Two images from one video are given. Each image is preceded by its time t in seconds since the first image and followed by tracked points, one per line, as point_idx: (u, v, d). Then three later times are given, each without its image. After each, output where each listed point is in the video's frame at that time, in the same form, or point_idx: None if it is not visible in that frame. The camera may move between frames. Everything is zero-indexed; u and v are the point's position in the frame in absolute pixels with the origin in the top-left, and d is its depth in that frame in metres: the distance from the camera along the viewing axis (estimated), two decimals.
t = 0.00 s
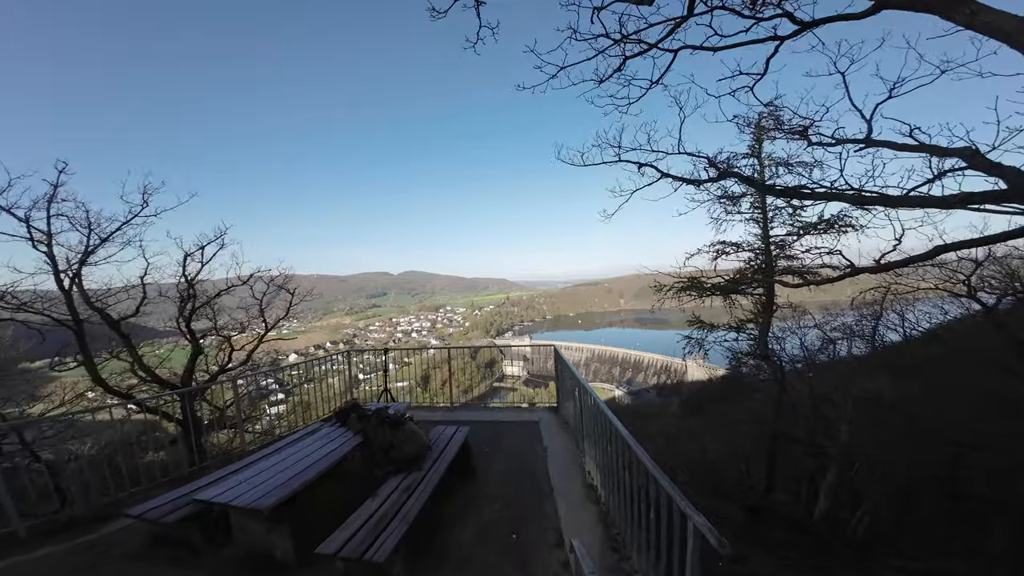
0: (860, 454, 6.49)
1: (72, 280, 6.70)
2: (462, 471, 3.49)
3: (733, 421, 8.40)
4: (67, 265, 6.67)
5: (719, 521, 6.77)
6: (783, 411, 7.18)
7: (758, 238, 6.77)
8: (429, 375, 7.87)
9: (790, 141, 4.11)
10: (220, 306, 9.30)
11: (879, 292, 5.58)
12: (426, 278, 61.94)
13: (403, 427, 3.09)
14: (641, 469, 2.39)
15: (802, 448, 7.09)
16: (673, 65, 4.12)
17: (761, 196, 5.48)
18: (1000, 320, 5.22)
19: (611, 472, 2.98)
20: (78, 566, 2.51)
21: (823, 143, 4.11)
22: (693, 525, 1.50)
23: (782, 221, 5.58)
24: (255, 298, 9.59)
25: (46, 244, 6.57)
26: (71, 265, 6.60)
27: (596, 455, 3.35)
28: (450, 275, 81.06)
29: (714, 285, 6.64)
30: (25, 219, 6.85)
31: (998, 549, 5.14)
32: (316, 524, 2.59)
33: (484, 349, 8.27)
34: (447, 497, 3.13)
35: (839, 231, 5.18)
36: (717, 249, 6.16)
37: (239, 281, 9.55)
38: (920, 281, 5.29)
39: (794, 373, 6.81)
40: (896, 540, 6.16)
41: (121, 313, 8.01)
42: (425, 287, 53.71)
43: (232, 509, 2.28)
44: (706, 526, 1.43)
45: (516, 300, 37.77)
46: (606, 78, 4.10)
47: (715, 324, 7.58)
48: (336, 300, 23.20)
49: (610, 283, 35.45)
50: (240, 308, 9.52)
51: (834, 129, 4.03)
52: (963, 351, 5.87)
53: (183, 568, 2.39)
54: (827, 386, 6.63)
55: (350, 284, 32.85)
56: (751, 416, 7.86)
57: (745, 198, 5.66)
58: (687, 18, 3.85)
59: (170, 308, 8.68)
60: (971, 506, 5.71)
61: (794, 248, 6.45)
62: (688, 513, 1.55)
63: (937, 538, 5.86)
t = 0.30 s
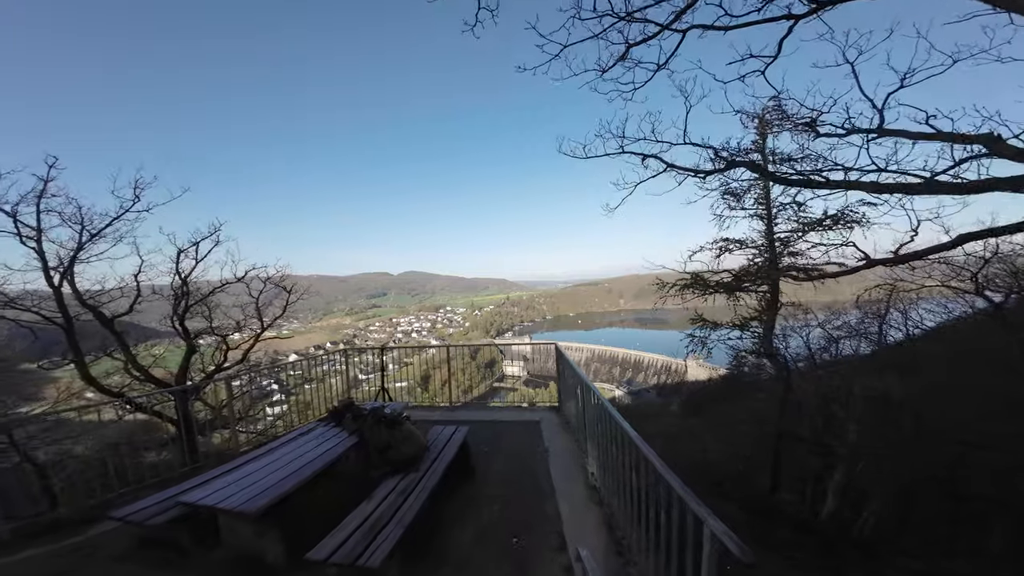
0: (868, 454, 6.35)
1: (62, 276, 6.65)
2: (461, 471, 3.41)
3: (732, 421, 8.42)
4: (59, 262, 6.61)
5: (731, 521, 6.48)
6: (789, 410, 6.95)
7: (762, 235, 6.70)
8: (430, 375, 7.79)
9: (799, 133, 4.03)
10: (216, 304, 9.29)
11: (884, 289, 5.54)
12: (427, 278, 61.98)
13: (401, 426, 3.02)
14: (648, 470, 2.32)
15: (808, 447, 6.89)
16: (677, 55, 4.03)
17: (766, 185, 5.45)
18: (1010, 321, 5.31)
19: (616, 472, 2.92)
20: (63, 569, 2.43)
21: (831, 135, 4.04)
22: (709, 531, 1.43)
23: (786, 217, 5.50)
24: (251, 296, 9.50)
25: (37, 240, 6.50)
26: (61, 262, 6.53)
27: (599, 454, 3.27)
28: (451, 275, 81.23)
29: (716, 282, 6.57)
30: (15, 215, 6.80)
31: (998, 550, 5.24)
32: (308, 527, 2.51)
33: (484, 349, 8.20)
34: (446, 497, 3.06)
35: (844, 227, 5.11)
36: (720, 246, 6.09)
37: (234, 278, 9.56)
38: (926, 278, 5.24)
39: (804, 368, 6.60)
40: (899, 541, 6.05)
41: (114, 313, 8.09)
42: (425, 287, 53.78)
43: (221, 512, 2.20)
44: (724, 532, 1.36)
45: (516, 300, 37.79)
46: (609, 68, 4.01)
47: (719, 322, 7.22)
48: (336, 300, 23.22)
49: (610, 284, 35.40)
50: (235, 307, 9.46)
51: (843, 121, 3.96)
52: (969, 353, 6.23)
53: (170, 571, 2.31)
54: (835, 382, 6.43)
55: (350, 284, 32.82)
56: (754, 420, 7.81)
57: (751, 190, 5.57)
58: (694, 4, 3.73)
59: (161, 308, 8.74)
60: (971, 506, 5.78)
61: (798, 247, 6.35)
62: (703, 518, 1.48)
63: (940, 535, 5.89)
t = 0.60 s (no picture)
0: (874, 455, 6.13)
1: (50, 275, 6.55)
2: (459, 474, 3.32)
3: (731, 420, 8.41)
4: (48, 260, 6.54)
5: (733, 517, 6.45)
6: (795, 410, 6.98)
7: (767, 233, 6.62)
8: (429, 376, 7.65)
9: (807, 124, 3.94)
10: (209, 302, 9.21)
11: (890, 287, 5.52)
12: (426, 278, 61.95)
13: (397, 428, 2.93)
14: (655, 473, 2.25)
15: (814, 446, 6.77)
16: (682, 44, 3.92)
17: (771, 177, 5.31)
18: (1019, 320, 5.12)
19: (620, 474, 2.83)
20: None
21: (841, 126, 3.95)
22: (733, 544, 1.35)
23: (791, 213, 5.41)
24: (246, 296, 9.56)
25: (22, 238, 6.38)
26: (47, 260, 6.42)
27: (602, 455, 3.18)
28: (450, 275, 81.13)
29: (721, 279, 6.56)
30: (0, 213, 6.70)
31: (1001, 550, 4.59)
32: (296, 536, 2.41)
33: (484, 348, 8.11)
34: (444, 501, 2.96)
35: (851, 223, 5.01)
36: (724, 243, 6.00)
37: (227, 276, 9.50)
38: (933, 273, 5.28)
39: (810, 364, 6.61)
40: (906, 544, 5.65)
41: (106, 311, 7.95)
42: (425, 287, 53.74)
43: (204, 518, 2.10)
44: (751, 546, 1.28)
45: (516, 300, 37.74)
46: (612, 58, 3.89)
47: (722, 321, 7.26)
48: (336, 300, 23.17)
49: (609, 284, 35.32)
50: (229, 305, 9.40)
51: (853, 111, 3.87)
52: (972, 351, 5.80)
53: None
54: (846, 380, 6.39)
55: (350, 284, 32.77)
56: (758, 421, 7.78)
57: (756, 183, 5.48)
58: None
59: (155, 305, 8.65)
60: (973, 506, 5.12)
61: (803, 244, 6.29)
62: (725, 531, 1.40)
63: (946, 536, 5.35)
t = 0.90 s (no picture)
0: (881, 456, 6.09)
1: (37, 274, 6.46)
2: (458, 478, 3.24)
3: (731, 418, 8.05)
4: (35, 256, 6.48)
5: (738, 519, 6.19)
6: (797, 410, 6.81)
7: (770, 231, 6.56)
8: (429, 375, 7.57)
9: (812, 118, 3.90)
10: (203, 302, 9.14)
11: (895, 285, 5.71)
12: (426, 278, 61.90)
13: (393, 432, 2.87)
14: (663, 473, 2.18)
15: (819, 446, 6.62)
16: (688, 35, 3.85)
17: (774, 174, 5.31)
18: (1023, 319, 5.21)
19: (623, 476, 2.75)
20: None
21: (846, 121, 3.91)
22: (756, 560, 1.30)
23: (794, 211, 5.34)
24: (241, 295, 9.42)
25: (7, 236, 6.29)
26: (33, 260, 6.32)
27: (604, 456, 3.11)
28: (449, 275, 80.99)
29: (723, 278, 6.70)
30: None
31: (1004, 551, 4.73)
32: (286, 547, 2.32)
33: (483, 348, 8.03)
34: (443, 507, 2.87)
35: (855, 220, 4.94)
36: (726, 241, 5.93)
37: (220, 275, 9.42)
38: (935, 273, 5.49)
39: (811, 364, 6.48)
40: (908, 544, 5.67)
41: (95, 310, 7.94)
42: (425, 287, 53.68)
43: (190, 525, 2.00)
44: (774, 562, 1.22)
45: (516, 299, 37.68)
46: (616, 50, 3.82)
47: (725, 321, 7.29)
48: (335, 300, 23.11)
49: (609, 283, 35.21)
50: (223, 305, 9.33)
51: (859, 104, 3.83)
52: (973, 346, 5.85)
53: None
54: (851, 380, 6.31)
55: (348, 283, 32.64)
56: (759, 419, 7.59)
57: (759, 181, 5.43)
58: None
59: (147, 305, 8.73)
60: (976, 506, 5.27)
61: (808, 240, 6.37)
62: (747, 548, 1.35)
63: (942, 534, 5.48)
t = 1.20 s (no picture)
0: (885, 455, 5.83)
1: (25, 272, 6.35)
2: (454, 484, 3.14)
3: (733, 419, 7.54)
4: (20, 254, 6.36)
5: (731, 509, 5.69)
6: (801, 409, 6.51)
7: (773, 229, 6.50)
8: (427, 376, 7.46)
9: (818, 112, 3.84)
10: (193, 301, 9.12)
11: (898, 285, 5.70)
12: (424, 278, 61.75)
13: (386, 437, 2.77)
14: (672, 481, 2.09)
15: (822, 446, 6.27)
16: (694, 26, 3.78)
17: (777, 171, 5.25)
18: None
19: (625, 481, 2.65)
20: None
21: (852, 116, 3.85)
22: None
23: (797, 209, 5.27)
24: (232, 295, 9.49)
25: None
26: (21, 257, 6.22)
27: (606, 461, 3.01)
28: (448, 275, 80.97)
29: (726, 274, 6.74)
30: None
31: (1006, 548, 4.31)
32: (274, 559, 2.22)
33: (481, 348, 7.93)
34: (438, 516, 2.77)
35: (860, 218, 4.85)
36: (727, 239, 5.84)
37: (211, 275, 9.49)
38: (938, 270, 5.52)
39: (813, 364, 6.38)
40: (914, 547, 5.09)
41: (81, 312, 7.80)
42: (423, 287, 53.50)
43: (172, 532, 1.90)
44: None
45: (515, 299, 37.57)
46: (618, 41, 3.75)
47: (725, 319, 7.68)
48: (333, 300, 22.97)
49: (608, 283, 35.12)
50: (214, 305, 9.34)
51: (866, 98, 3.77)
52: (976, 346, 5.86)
53: None
54: (856, 378, 6.23)
55: (346, 283, 32.51)
56: (762, 419, 7.14)
57: (762, 177, 5.36)
58: None
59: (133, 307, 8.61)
60: (977, 504, 4.86)
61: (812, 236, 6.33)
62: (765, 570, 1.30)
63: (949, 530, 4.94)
